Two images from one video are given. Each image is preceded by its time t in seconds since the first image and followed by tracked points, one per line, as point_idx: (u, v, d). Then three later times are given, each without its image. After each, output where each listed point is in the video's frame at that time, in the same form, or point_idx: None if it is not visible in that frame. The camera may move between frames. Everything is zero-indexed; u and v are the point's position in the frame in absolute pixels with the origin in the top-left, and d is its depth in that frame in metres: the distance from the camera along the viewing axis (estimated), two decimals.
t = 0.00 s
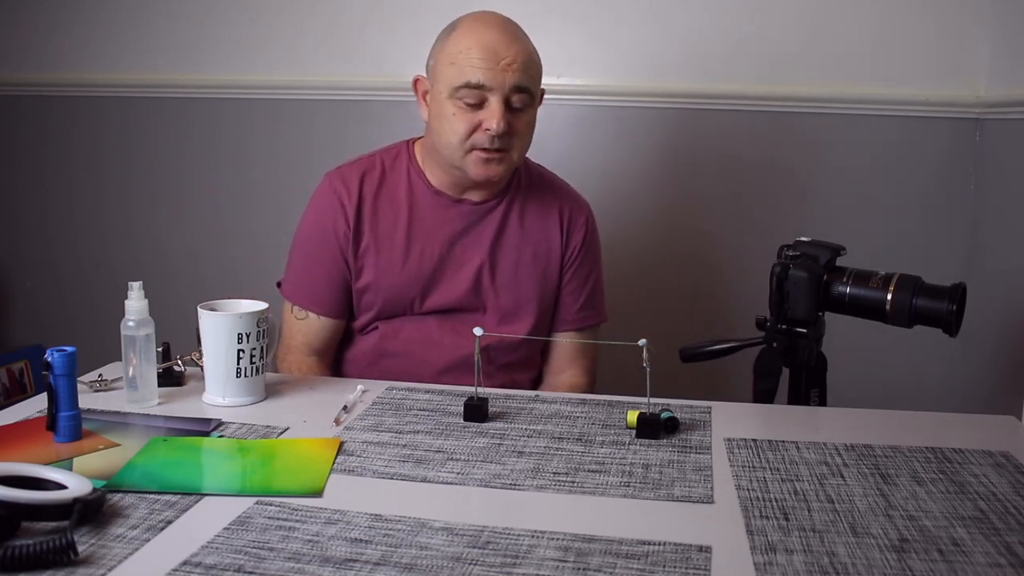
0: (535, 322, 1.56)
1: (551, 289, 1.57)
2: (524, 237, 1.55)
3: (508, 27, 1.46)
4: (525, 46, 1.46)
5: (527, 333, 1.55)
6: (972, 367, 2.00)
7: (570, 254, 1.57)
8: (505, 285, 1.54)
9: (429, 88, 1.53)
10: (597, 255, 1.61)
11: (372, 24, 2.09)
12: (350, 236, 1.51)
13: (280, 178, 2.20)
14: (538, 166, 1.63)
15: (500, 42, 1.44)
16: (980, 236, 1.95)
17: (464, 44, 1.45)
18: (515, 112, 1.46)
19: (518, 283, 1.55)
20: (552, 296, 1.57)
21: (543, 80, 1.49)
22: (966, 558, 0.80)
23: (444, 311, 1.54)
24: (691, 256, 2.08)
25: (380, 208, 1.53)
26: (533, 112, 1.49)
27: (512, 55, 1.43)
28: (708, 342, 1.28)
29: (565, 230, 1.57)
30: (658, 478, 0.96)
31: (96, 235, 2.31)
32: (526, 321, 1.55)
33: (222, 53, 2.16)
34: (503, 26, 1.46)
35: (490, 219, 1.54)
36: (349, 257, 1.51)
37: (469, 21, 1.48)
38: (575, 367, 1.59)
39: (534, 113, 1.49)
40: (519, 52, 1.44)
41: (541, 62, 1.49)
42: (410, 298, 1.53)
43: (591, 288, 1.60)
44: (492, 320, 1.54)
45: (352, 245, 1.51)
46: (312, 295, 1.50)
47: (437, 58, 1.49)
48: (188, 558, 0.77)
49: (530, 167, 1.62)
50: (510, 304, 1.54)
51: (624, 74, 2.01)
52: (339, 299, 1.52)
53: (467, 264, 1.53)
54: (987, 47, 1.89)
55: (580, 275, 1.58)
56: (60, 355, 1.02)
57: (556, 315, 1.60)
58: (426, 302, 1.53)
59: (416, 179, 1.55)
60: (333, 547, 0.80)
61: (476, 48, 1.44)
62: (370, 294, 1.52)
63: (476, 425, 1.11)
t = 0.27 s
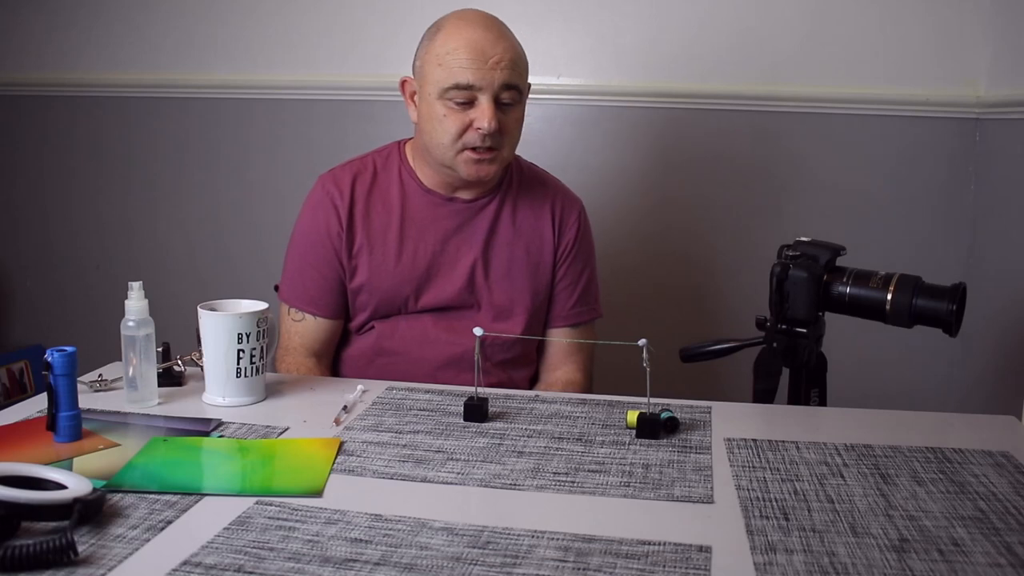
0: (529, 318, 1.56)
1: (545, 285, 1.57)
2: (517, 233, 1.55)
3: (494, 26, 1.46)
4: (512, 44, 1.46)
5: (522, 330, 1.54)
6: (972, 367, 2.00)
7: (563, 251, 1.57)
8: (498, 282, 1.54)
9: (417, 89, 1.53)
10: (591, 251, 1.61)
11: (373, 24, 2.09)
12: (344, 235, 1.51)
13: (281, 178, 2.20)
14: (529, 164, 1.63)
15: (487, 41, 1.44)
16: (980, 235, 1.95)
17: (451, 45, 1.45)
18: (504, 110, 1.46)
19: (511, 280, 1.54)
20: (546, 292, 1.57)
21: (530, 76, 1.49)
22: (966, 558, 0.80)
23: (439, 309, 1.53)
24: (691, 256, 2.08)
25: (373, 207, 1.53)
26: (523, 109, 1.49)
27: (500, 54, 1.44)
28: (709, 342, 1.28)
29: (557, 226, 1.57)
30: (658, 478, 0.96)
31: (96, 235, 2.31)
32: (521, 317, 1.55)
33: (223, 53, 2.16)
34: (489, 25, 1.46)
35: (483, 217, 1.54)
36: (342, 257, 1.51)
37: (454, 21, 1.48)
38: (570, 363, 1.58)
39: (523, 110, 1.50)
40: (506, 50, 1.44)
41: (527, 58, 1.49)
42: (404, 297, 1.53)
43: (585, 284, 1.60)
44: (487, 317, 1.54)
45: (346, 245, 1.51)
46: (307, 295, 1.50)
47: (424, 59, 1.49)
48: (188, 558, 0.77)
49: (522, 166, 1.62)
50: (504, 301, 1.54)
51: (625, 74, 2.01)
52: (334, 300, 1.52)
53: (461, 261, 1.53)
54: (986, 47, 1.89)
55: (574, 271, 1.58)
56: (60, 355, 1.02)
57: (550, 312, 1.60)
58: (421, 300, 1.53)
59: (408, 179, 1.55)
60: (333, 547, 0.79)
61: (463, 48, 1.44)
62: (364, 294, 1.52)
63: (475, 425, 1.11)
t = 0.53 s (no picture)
0: (528, 318, 1.56)
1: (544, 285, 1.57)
2: (515, 232, 1.55)
3: (491, 27, 1.46)
4: (509, 45, 1.46)
5: (521, 329, 1.54)
6: (972, 367, 2.00)
7: (562, 250, 1.57)
8: (497, 282, 1.54)
9: (414, 89, 1.53)
10: (590, 250, 1.61)
11: (373, 24, 2.09)
12: (343, 236, 1.51)
13: (281, 178, 2.20)
14: (527, 164, 1.63)
15: (483, 42, 1.44)
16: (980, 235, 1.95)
17: (448, 46, 1.45)
18: (501, 111, 1.46)
19: (510, 279, 1.55)
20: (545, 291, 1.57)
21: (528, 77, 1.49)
22: (966, 558, 0.80)
23: (438, 308, 1.53)
24: (691, 257, 2.08)
25: (372, 207, 1.53)
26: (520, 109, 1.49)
27: (497, 55, 1.43)
28: (709, 342, 1.28)
29: (555, 225, 1.57)
30: (658, 478, 0.96)
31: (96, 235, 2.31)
32: (520, 317, 1.55)
33: (223, 53, 2.16)
34: (486, 25, 1.46)
35: (481, 217, 1.54)
36: (342, 257, 1.51)
37: (451, 21, 1.48)
38: (569, 363, 1.58)
39: (520, 110, 1.50)
40: (503, 51, 1.44)
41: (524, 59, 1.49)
42: (404, 297, 1.53)
43: (584, 283, 1.60)
44: (486, 316, 1.54)
45: (345, 246, 1.51)
46: (307, 295, 1.50)
47: (421, 60, 1.49)
48: (188, 558, 0.77)
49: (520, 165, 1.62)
50: (503, 301, 1.54)
51: (624, 74, 2.01)
52: (333, 300, 1.52)
53: (459, 261, 1.53)
54: (986, 46, 1.89)
55: (573, 270, 1.58)
56: (60, 355, 1.02)
57: (549, 311, 1.60)
58: (420, 300, 1.53)
59: (407, 179, 1.55)
60: (334, 547, 0.79)
61: (459, 49, 1.44)
62: (364, 294, 1.52)
63: (475, 425, 1.11)
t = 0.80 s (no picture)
0: (527, 317, 1.56)
1: (544, 284, 1.57)
2: (515, 232, 1.55)
3: (491, 27, 1.46)
4: (508, 46, 1.46)
5: (521, 329, 1.54)
6: (972, 368, 2.00)
7: (562, 249, 1.58)
8: (497, 281, 1.54)
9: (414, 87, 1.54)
10: (589, 250, 1.61)
11: (373, 24, 2.09)
12: (342, 235, 1.51)
13: (281, 178, 2.20)
14: (527, 163, 1.63)
15: (482, 42, 1.44)
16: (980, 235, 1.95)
17: (446, 45, 1.45)
18: (498, 112, 1.46)
19: (510, 279, 1.55)
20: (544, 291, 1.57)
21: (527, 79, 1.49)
22: (966, 558, 0.80)
23: (437, 308, 1.53)
24: (692, 258, 2.08)
25: (372, 206, 1.53)
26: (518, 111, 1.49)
27: (494, 55, 1.43)
28: (709, 342, 1.28)
29: (555, 225, 1.57)
30: (657, 478, 0.96)
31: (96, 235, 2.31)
32: (520, 316, 1.55)
33: (222, 52, 2.16)
34: (486, 25, 1.46)
35: (481, 216, 1.54)
36: (341, 256, 1.51)
37: (451, 21, 1.48)
38: (569, 362, 1.58)
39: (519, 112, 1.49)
40: (501, 51, 1.44)
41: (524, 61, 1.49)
42: (403, 296, 1.53)
43: (584, 283, 1.60)
44: (486, 315, 1.54)
45: (344, 245, 1.51)
46: (306, 294, 1.50)
47: (420, 59, 1.49)
48: (188, 558, 0.77)
49: (520, 165, 1.62)
50: (503, 300, 1.54)
51: (624, 74, 2.01)
52: (332, 299, 1.52)
53: (459, 260, 1.53)
54: (986, 46, 1.89)
55: (573, 270, 1.58)
56: (60, 355, 1.02)
57: (549, 311, 1.60)
58: (420, 299, 1.53)
59: (407, 178, 1.55)
60: (333, 547, 0.80)
61: (457, 49, 1.44)
62: (363, 293, 1.52)
63: (475, 425, 1.11)
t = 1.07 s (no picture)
0: (531, 319, 1.56)
1: (548, 286, 1.57)
2: (520, 233, 1.55)
3: (498, 23, 1.48)
4: (513, 43, 1.48)
5: (524, 330, 1.54)
6: (972, 368, 2.00)
7: (567, 251, 1.58)
8: (501, 282, 1.54)
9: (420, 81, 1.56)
10: (594, 253, 1.62)
11: (373, 24, 2.09)
12: (347, 233, 1.51)
13: (281, 179, 2.20)
14: (533, 165, 1.64)
15: (487, 34, 1.46)
16: (980, 235, 1.95)
17: (451, 35, 1.47)
18: (496, 106, 1.47)
19: (514, 279, 1.55)
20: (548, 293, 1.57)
21: (530, 79, 1.50)
22: (966, 558, 0.80)
23: (441, 308, 1.53)
24: (692, 259, 2.08)
25: (377, 205, 1.53)
26: (519, 108, 1.49)
27: (497, 48, 1.45)
28: (709, 342, 1.28)
29: (560, 226, 1.57)
30: (658, 478, 0.96)
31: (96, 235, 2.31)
32: (523, 318, 1.55)
33: (222, 52, 2.16)
34: (494, 21, 1.48)
35: (486, 217, 1.54)
36: (346, 254, 1.51)
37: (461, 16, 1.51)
38: (572, 365, 1.58)
39: (520, 109, 1.50)
40: (504, 45, 1.46)
41: (528, 60, 1.50)
42: (407, 295, 1.53)
43: (588, 286, 1.60)
44: (489, 316, 1.54)
45: (349, 243, 1.51)
46: (310, 293, 1.50)
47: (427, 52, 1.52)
48: (188, 558, 0.77)
49: (525, 166, 1.63)
50: (507, 301, 1.54)
51: (624, 74, 2.01)
52: (336, 297, 1.52)
53: (464, 260, 1.53)
54: (986, 46, 1.89)
55: (577, 272, 1.58)
56: (60, 355, 1.02)
57: (552, 313, 1.60)
58: (423, 299, 1.53)
59: (412, 177, 1.56)
60: (334, 547, 0.79)
61: (461, 38, 1.46)
62: (367, 292, 1.52)
63: (476, 425, 1.11)
